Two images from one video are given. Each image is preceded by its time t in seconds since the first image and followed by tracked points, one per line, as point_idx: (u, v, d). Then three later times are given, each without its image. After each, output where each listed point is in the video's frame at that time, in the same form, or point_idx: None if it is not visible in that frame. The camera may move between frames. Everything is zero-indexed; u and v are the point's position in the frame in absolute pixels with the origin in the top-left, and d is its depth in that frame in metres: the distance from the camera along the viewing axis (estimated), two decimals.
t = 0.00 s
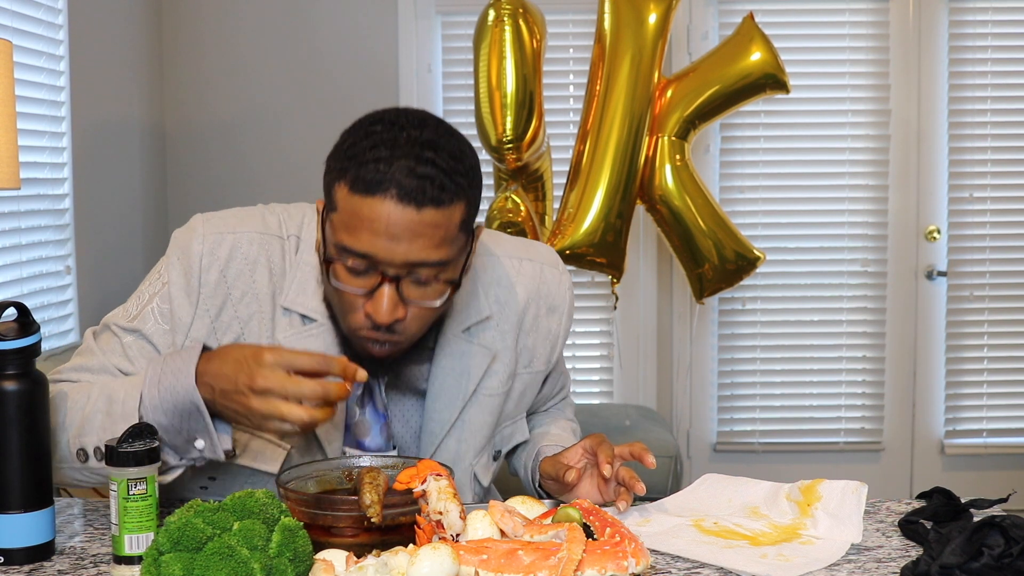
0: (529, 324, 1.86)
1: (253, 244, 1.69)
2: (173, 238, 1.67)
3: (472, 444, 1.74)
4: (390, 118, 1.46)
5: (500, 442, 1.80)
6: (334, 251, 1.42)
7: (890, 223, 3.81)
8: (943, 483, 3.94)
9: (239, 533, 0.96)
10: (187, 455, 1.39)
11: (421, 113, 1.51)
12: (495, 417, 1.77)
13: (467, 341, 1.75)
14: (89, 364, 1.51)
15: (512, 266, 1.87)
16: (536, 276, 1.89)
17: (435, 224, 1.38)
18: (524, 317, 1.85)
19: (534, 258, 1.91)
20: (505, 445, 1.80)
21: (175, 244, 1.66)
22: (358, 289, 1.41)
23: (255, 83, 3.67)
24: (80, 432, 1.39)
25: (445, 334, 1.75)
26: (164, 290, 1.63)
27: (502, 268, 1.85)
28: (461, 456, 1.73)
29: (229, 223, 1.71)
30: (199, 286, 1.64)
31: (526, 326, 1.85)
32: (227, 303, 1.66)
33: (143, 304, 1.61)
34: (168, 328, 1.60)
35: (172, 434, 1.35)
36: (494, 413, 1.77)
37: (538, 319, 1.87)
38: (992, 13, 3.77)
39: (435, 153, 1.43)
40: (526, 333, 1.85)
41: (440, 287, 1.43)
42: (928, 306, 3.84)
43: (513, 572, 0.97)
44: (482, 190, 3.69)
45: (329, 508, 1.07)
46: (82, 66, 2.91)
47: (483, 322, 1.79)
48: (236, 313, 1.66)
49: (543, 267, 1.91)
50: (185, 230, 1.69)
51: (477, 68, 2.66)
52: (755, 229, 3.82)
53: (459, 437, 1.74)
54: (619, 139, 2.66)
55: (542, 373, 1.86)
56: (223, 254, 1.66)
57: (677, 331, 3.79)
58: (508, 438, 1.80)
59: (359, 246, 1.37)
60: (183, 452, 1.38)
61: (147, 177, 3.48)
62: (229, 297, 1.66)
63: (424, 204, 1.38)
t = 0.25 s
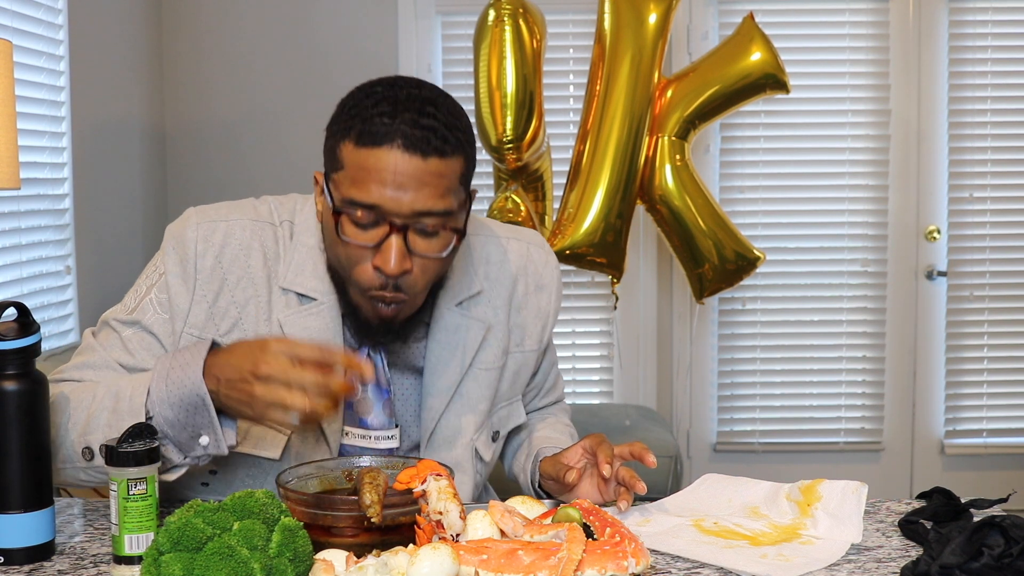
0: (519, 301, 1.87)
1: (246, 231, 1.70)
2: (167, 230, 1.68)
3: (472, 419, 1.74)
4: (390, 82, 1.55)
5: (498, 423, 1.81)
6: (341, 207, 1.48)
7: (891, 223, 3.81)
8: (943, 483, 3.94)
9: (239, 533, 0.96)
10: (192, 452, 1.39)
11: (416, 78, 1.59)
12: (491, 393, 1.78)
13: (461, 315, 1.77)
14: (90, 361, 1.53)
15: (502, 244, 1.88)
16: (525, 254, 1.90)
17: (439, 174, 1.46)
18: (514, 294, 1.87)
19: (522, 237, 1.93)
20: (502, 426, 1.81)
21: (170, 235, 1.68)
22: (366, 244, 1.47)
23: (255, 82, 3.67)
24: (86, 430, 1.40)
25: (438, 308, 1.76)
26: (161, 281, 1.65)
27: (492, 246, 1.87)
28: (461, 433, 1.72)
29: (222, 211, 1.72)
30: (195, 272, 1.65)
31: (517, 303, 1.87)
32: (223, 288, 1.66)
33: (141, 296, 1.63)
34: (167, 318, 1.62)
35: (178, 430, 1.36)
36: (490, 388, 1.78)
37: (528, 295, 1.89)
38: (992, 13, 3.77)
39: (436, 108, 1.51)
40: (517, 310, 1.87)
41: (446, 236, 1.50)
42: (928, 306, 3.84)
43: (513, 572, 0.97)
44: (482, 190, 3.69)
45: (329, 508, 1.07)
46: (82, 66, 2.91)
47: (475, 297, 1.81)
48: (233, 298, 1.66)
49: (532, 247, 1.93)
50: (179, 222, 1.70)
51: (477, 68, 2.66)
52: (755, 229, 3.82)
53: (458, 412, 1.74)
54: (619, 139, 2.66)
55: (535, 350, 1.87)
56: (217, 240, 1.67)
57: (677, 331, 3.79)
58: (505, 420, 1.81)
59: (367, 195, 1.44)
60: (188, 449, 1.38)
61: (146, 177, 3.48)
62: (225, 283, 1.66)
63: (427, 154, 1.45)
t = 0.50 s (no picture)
0: (508, 287, 1.89)
1: (237, 230, 1.70)
2: (159, 233, 1.69)
3: (467, 404, 1.75)
4: (376, 66, 1.58)
5: (491, 411, 1.82)
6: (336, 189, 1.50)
7: (890, 223, 3.81)
8: (943, 483, 3.94)
9: (239, 533, 0.96)
10: (193, 458, 1.38)
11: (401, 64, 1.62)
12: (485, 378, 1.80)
13: (452, 300, 1.79)
14: (89, 368, 1.54)
15: (487, 232, 1.91)
16: (511, 243, 1.92)
17: (430, 150, 1.49)
18: (502, 280, 1.89)
19: (507, 227, 1.95)
20: (495, 414, 1.82)
21: (162, 239, 1.68)
22: (363, 223, 1.49)
23: (255, 82, 3.67)
24: (91, 439, 1.40)
25: (429, 295, 1.78)
26: (155, 283, 1.65)
27: (477, 235, 1.89)
28: (458, 418, 1.73)
29: (213, 212, 1.72)
30: (188, 272, 1.65)
31: (506, 291, 1.89)
32: (217, 287, 1.65)
33: (137, 299, 1.63)
34: (163, 319, 1.62)
35: (180, 433, 1.36)
36: (483, 372, 1.79)
37: (517, 283, 1.91)
38: (992, 13, 3.77)
39: (423, 87, 1.54)
40: (506, 297, 1.89)
41: (442, 212, 1.52)
42: (928, 306, 3.84)
43: (513, 572, 0.97)
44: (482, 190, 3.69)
45: (329, 508, 1.07)
46: (82, 66, 2.91)
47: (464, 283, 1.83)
48: (227, 296, 1.66)
49: (517, 236, 1.95)
50: (169, 225, 1.71)
51: (477, 68, 2.66)
52: (755, 229, 3.82)
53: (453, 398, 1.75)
54: (619, 139, 2.66)
55: (527, 337, 1.88)
56: (208, 239, 1.68)
57: (677, 331, 3.79)
58: (498, 406, 1.83)
59: (361, 174, 1.47)
60: (190, 455, 1.38)
61: (146, 177, 3.48)
62: (219, 281, 1.66)
63: (419, 130, 1.49)
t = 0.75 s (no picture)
0: (499, 282, 1.89)
1: (226, 231, 1.70)
2: (148, 237, 1.69)
3: (460, 399, 1.75)
4: (359, 60, 1.59)
5: (485, 406, 1.82)
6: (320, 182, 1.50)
7: (890, 223, 3.81)
8: (943, 483, 3.94)
9: (239, 533, 0.96)
10: (190, 459, 1.37)
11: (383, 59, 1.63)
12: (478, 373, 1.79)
13: (442, 295, 1.78)
14: (83, 373, 1.54)
15: (476, 229, 1.91)
16: (499, 238, 1.93)
17: (415, 141, 1.49)
18: (492, 274, 1.89)
19: (496, 222, 1.95)
20: (489, 409, 1.83)
21: (152, 244, 1.68)
22: (348, 215, 1.49)
23: (255, 82, 3.67)
24: (86, 444, 1.40)
25: (419, 290, 1.78)
26: (146, 287, 1.65)
27: (467, 232, 1.90)
28: (451, 413, 1.73)
29: (202, 214, 1.73)
30: (178, 274, 1.65)
31: (496, 285, 1.89)
32: (207, 288, 1.66)
33: (128, 303, 1.64)
34: (156, 322, 1.62)
35: (177, 435, 1.36)
36: (476, 367, 1.79)
37: (508, 277, 1.90)
38: (992, 13, 3.77)
39: (406, 80, 1.54)
40: (497, 292, 1.88)
41: (427, 202, 1.52)
42: (928, 306, 3.84)
43: (513, 572, 0.97)
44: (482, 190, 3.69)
45: (329, 509, 1.07)
46: (82, 66, 2.91)
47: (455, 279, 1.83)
48: (218, 296, 1.66)
49: (506, 231, 1.95)
50: (159, 229, 1.71)
51: (477, 68, 2.66)
52: (755, 229, 3.82)
53: (447, 392, 1.75)
54: (619, 140, 2.66)
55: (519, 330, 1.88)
56: (197, 241, 1.68)
57: (677, 331, 3.79)
58: (491, 401, 1.83)
59: (345, 165, 1.47)
60: (187, 456, 1.37)
61: (146, 177, 3.48)
62: (209, 282, 1.66)
63: (402, 121, 1.49)
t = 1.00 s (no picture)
0: (493, 282, 1.89)
1: (217, 234, 1.71)
2: (140, 241, 1.69)
3: (455, 398, 1.75)
4: (349, 62, 1.59)
5: (481, 405, 1.82)
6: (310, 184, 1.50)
7: (890, 224, 3.81)
8: (942, 483, 3.94)
9: (239, 533, 0.96)
10: (190, 467, 1.39)
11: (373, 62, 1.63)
12: (473, 372, 1.79)
13: (435, 295, 1.79)
14: (78, 381, 1.54)
15: (469, 228, 1.92)
16: (492, 236, 1.93)
17: (404, 142, 1.49)
18: (485, 274, 1.89)
19: (488, 221, 1.96)
20: (485, 408, 1.82)
21: (144, 249, 1.68)
22: (337, 217, 1.49)
23: (255, 82, 3.67)
24: (85, 454, 1.40)
25: (412, 290, 1.78)
26: (139, 293, 1.66)
27: (460, 231, 1.90)
28: (446, 413, 1.73)
29: (193, 218, 1.73)
30: (171, 278, 1.66)
31: (489, 284, 1.89)
32: (200, 291, 1.66)
33: (122, 309, 1.64)
34: (150, 327, 1.63)
35: (177, 444, 1.36)
36: (471, 366, 1.79)
37: (501, 276, 1.91)
38: (992, 13, 3.77)
39: (396, 82, 1.55)
40: (490, 290, 1.89)
41: (416, 205, 1.52)
42: (928, 306, 3.84)
43: (513, 572, 0.97)
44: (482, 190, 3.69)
45: (329, 509, 1.07)
46: (82, 66, 2.91)
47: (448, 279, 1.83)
48: (211, 300, 1.66)
49: (498, 229, 1.95)
50: (151, 233, 1.71)
51: (477, 69, 2.66)
52: (755, 229, 3.82)
53: (442, 393, 1.75)
54: (619, 140, 2.66)
55: (513, 328, 1.88)
56: (189, 245, 1.68)
57: (677, 331, 3.79)
58: (487, 400, 1.83)
59: (334, 167, 1.47)
60: (187, 464, 1.39)
61: (146, 177, 3.48)
62: (202, 286, 1.66)
63: (391, 123, 1.49)
